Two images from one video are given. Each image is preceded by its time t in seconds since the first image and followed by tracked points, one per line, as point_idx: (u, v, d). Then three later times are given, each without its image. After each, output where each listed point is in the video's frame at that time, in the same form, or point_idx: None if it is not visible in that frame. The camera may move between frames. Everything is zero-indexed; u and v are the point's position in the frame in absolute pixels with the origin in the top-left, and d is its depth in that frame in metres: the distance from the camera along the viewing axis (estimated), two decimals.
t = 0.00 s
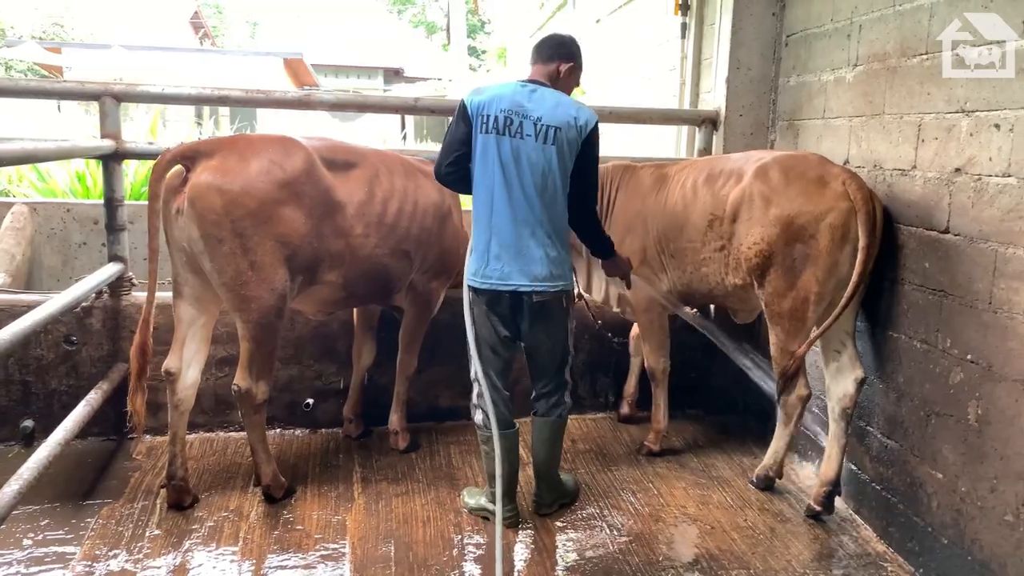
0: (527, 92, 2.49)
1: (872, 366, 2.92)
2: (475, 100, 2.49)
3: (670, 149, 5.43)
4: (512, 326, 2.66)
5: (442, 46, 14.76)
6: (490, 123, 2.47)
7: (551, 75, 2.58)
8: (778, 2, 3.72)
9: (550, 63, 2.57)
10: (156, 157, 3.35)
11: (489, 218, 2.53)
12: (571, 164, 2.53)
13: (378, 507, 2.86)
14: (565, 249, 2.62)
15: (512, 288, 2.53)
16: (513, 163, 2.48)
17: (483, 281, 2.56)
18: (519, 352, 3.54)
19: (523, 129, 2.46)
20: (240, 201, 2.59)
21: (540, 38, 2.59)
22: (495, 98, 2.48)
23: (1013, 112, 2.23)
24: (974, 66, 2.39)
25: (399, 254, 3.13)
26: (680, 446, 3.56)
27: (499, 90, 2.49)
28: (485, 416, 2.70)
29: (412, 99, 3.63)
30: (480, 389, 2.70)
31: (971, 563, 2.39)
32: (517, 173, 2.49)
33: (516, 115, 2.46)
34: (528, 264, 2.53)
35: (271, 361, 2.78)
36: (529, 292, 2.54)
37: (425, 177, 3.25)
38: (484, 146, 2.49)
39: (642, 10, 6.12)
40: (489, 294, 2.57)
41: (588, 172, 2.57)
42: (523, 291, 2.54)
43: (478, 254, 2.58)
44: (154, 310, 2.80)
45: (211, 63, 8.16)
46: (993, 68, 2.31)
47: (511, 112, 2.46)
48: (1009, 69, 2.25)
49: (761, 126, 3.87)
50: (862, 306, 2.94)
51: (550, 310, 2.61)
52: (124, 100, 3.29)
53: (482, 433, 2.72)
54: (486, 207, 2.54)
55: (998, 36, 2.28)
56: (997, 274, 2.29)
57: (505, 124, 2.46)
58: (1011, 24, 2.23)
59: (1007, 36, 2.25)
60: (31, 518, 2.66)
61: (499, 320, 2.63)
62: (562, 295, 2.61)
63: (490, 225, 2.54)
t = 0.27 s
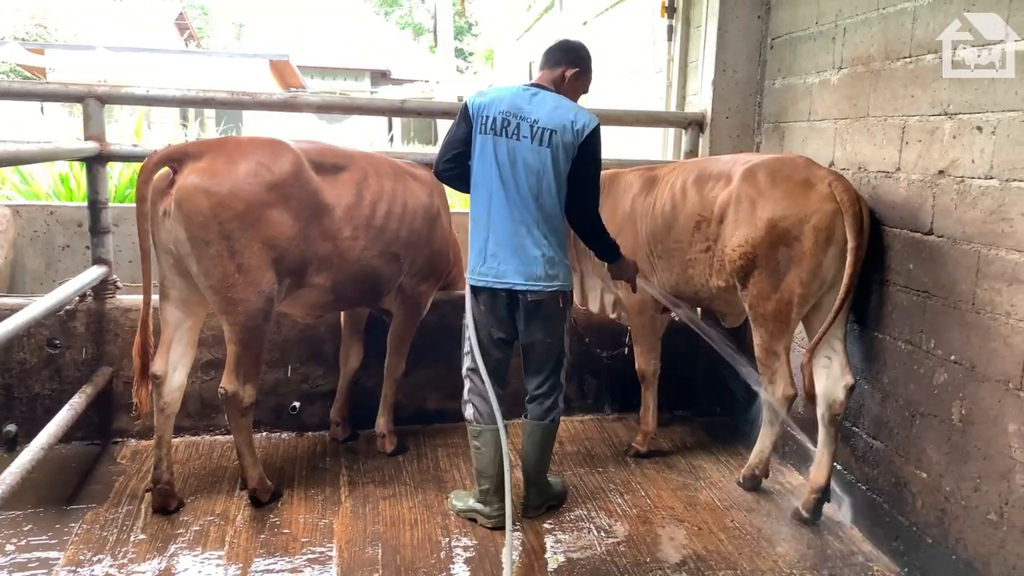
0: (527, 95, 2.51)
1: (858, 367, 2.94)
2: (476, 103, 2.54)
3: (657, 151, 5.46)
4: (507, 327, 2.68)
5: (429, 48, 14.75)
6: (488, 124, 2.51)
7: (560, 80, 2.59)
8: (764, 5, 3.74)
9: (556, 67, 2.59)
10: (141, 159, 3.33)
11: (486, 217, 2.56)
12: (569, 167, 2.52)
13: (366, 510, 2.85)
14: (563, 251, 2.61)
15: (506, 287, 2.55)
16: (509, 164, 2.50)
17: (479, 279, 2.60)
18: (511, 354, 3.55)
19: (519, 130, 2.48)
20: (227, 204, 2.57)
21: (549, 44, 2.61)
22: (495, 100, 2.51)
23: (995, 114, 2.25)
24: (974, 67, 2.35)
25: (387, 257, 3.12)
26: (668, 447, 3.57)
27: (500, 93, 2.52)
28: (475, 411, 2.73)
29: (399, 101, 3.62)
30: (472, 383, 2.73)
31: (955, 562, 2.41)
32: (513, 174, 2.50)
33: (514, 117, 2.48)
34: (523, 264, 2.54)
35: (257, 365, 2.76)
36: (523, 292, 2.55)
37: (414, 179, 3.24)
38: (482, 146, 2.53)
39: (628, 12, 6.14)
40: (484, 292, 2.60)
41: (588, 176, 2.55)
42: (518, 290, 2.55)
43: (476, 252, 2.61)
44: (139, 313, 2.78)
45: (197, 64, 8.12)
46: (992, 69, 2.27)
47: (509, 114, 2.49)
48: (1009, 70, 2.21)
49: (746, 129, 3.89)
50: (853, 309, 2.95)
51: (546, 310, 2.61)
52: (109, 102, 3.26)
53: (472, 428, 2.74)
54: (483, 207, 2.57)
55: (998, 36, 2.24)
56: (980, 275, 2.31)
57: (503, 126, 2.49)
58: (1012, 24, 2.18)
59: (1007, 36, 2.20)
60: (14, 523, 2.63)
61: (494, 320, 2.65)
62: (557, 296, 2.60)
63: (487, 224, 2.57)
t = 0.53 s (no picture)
0: (523, 99, 2.51)
1: (845, 368, 2.95)
2: (473, 107, 2.54)
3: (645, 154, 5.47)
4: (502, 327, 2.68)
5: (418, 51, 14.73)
6: (486, 128, 2.51)
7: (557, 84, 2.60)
8: (751, 8, 3.76)
9: (552, 72, 2.60)
10: (127, 161, 3.31)
11: (484, 220, 2.56)
12: (567, 171, 2.53)
13: (354, 514, 2.84)
14: (560, 253, 2.61)
15: (504, 289, 2.55)
16: (507, 168, 2.50)
17: (477, 282, 2.59)
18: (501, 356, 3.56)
19: (517, 133, 2.48)
20: (216, 206, 2.56)
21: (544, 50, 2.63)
22: (492, 104, 2.52)
23: (978, 118, 2.27)
24: (974, 67, 2.30)
25: (378, 260, 3.11)
26: (656, 449, 3.58)
27: (497, 97, 2.53)
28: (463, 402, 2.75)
29: (387, 104, 3.61)
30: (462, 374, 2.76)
31: (941, 562, 2.43)
32: (511, 177, 2.50)
33: (511, 120, 2.49)
34: (521, 266, 2.54)
35: (245, 368, 2.75)
36: (521, 294, 2.55)
37: (403, 182, 3.23)
38: (480, 150, 2.53)
39: (616, 15, 6.16)
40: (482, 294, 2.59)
41: (585, 178, 2.56)
42: (515, 292, 2.55)
43: (473, 255, 2.60)
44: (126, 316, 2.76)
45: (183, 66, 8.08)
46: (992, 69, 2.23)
47: (507, 117, 2.49)
48: (1010, 70, 2.16)
49: (734, 131, 3.90)
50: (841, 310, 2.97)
51: (545, 312, 2.60)
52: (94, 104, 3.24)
53: (461, 419, 2.75)
54: (481, 210, 2.56)
55: (999, 36, 2.19)
56: (964, 277, 2.32)
57: (500, 129, 2.49)
58: (1012, 24, 2.14)
59: (1010, 35, 2.15)
60: None
61: (489, 319, 2.66)
62: (555, 298, 2.60)
63: (484, 227, 2.57)
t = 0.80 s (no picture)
0: (508, 101, 2.51)
1: (833, 370, 2.97)
2: (458, 109, 2.54)
3: (633, 156, 5.48)
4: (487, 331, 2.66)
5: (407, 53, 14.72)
6: (471, 130, 2.51)
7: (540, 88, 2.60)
8: (738, 11, 3.77)
9: (536, 75, 2.59)
10: (113, 164, 3.28)
11: (469, 223, 2.57)
12: (551, 172, 2.53)
13: (343, 517, 2.83)
14: (544, 255, 2.61)
15: (488, 291, 2.55)
16: (491, 169, 2.50)
17: (461, 284, 2.59)
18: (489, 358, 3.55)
19: (502, 136, 2.48)
20: (206, 209, 2.54)
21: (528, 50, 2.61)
22: (477, 105, 2.52)
23: (964, 120, 2.29)
24: (974, 66, 2.25)
25: (369, 263, 3.09)
26: (646, 451, 3.58)
27: (482, 99, 2.52)
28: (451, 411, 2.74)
29: (376, 106, 3.61)
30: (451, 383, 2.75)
31: (928, 562, 2.44)
32: (496, 179, 2.51)
33: (496, 123, 2.49)
34: (505, 268, 2.54)
35: (233, 372, 2.73)
36: (505, 296, 2.55)
37: (393, 185, 3.22)
38: (465, 152, 2.53)
39: (604, 17, 6.17)
40: (466, 296, 2.60)
41: (569, 180, 2.56)
42: (499, 294, 2.55)
43: (458, 257, 2.60)
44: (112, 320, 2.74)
45: (170, 68, 8.04)
46: (991, 69, 2.19)
47: (492, 120, 2.50)
48: (1010, 70, 2.12)
49: (722, 133, 3.92)
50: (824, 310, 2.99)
51: (529, 313, 2.60)
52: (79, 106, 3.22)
53: (449, 426, 2.75)
54: (466, 211, 2.57)
55: (1000, 36, 2.15)
56: (950, 278, 2.34)
57: (485, 131, 2.49)
58: (1013, 23, 2.10)
59: (1011, 35, 2.11)
60: None
61: (474, 322, 2.64)
62: (539, 300, 2.60)
63: (469, 229, 2.57)
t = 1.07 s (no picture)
0: (484, 102, 2.52)
1: (820, 372, 2.98)
2: (433, 111, 2.52)
3: (622, 159, 5.49)
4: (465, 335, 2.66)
5: (397, 55, 14.70)
6: (447, 132, 2.50)
7: (515, 88, 2.60)
8: (726, 14, 3.79)
9: (511, 75, 2.58)
10: (99, 167, 3.26)
11: (446, 226, 2.56)
12: (528, 173, 2.55)
13: (331, 521, 2.82)
14: (522, 256, 2.63)
15: (467, 294, 2.55)
16: (469, 171, 2.50)
17: (439, 288, 2.58)
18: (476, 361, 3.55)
19: (479, 137, 2.48)
20: (194, 212, 2.52)
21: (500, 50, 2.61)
22: (452, 107, 2.51)
23: (949, 123, 2.30)
24: (974, 66, 2.21)
25: (356, 266, 3.08)
26: (635, 452, 3.59)
27: (458, 101, 2.52)
28: (436, 417, 2.73)
29: (363, 109, 3.60)
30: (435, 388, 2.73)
31: (915, 562, 2.45)
32: (474, 181, 2.51)
33: (473, 124, 2.49)
34: (484, 270, 2.54)
35: (220, 376, 2.71)
36: (485, 298, 2.55)
37: (380, 188, 3.21)
38: (441, 154, 2.52)
39: (593, 21, 6.18)
40: (445, 300, 2.59)
41: (544, 180, 2.60)
42: (478, 297, 2.55)
43: (435, 261, 2.59)
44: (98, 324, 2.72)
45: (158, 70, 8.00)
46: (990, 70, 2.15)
47: (468, 121, 2.49)
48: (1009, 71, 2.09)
49: (709, 136, 3.93)
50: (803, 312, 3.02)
51: (507, 316, 2.60)
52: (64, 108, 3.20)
53: (435, 433, 2.73)
54: (443, 214, 2.56)
55: (1002, 34, 2.11)
56: (936, 280, 2.35)
57: (462, 133, 2.49)
58: (1014, 22, 2.07)
59: (1014, 33, 2.07)
60: None
61: (451, 328, 2.63)
62: (518, 302, 2.61)
63: (446, 232, 2.56)
